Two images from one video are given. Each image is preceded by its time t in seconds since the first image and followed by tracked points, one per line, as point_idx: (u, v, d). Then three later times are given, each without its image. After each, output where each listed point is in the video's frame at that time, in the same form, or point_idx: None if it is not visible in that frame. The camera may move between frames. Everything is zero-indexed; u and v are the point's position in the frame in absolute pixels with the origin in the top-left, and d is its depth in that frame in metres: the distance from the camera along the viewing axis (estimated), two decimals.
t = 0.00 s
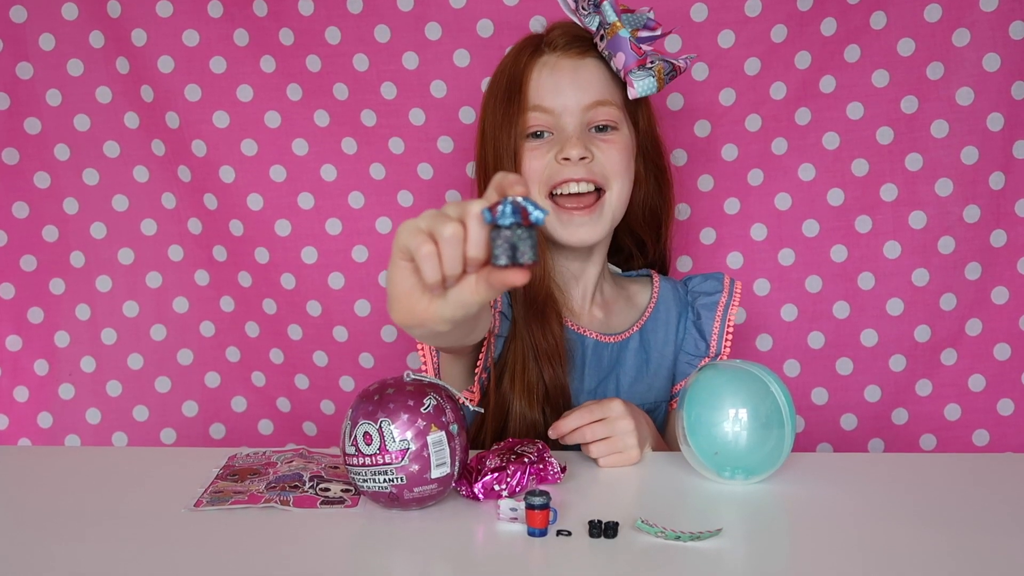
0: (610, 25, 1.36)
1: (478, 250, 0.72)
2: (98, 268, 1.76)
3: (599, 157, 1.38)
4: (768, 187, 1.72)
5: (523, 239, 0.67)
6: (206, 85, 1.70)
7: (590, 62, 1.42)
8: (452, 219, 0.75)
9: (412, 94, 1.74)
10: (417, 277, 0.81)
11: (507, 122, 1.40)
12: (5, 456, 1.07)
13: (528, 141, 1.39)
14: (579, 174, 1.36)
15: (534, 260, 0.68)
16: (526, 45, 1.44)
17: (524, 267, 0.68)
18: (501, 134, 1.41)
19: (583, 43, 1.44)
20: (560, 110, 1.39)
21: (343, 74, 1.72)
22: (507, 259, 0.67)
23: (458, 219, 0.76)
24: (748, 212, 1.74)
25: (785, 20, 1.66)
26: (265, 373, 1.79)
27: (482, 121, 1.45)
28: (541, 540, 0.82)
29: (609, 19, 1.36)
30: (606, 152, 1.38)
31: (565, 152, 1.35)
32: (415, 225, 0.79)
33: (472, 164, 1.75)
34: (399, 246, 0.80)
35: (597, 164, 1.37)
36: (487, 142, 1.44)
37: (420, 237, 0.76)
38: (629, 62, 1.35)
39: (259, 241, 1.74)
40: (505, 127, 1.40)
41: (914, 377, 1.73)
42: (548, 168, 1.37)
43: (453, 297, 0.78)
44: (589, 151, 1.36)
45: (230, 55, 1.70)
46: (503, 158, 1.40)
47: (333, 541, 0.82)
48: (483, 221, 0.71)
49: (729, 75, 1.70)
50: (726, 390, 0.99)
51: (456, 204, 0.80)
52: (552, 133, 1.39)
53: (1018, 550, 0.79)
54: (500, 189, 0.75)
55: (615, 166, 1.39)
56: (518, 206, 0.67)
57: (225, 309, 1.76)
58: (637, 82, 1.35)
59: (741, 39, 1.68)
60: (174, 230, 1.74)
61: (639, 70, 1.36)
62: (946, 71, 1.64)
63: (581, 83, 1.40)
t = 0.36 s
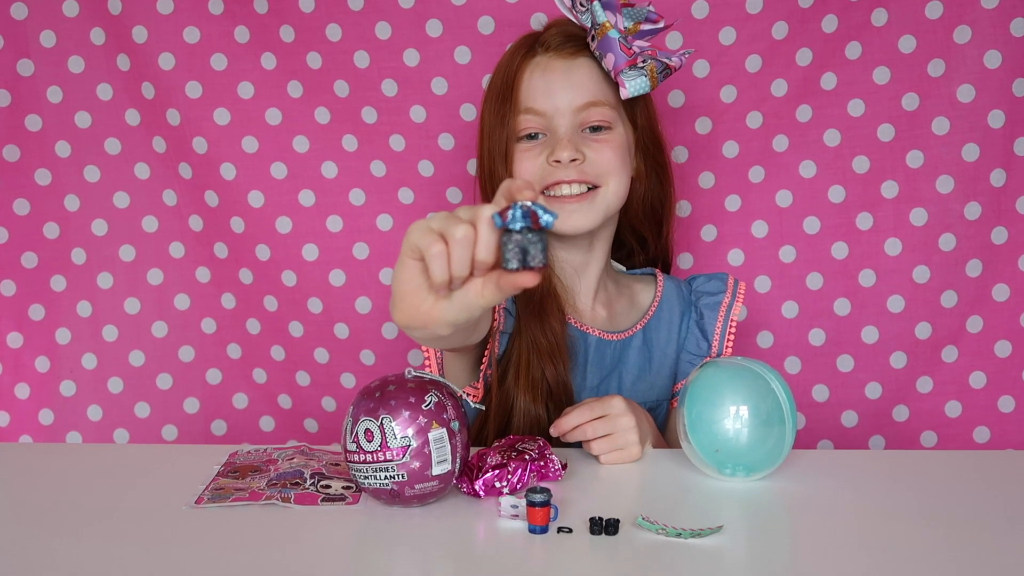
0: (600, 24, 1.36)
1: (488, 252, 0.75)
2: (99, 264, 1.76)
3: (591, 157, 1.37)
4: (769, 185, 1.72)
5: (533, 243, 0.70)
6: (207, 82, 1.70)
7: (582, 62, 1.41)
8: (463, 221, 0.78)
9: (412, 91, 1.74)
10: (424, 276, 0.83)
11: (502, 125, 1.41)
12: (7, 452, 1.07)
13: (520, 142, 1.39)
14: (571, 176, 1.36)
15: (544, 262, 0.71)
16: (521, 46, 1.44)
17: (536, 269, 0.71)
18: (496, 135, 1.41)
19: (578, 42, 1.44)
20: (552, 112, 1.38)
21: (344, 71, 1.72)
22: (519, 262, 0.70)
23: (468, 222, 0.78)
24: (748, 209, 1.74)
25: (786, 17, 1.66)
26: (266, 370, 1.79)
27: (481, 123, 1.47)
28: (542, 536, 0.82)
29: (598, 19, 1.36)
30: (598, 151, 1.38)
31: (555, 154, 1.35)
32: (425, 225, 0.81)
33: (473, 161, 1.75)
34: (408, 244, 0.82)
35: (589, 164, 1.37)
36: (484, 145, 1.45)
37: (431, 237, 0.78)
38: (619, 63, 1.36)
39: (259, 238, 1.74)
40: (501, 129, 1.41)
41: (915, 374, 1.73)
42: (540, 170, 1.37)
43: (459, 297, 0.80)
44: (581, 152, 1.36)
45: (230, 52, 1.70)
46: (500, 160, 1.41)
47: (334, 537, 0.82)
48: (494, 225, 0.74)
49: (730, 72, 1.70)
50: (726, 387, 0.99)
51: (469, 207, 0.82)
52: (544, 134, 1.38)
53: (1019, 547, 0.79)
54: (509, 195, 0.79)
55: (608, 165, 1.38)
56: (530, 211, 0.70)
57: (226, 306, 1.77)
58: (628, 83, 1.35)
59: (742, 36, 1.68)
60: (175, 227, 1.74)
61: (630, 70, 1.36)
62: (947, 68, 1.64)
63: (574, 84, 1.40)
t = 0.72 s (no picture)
0: (602, 24, 1.36)
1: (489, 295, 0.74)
2: (99, 264, 1.76)
3: (586, 157, 1.37)
4: (769, 184, 1.72)
5: (534, 286, 0.70)
6: (207, 82, 1.70)
7: (581, 61, 1.41)
8: (464, 263, 0.78)
9: (412, 90, 1.74)
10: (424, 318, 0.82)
11: (499, 120, 1.41)
12: (7, 452, 1.07)
13: (517, 138, 1.39)
14: (565, 174, 1.35)
15: (543, 306, 0.71)
16: (523, 42, 1.44)
17: (535, 313, 0.71)
18: (493, 130, 1.42)
19: (578, 42, 1.44)
20: (549, 109, 1.38)
21: (344, 70, 1.72)
22: (518, 305, 0.70)
23: (470, 264, 0.78)
24: (748, 208, 1.74)
25: (787, 16, 1.66)
26: (266, 370, 1.79)
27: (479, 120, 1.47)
28: (542, 536, 0.82)
29: (601, 18, 1.36)
30: (593, 152, 1.37)
31: (550, 152, 1.35)
32: (426, 268, 0.81)
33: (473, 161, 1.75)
34: (410, 289, 0.82)
35: (584, 164, 1.36)
36: (482, 141, 1.45)
37: (431, 282, 0.78)
38: (619, 64, 1.35)
39: (259, 237, 1.74)
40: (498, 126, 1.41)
41: (915, 373, 1.73)
42: (535, 168, 1.36)
43: (462, 340, 0.78)
44: (576, 151, 1.36)
45: (230, 51, 1.70)
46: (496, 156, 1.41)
47: (334, 537, 0.82)
48: (494, 268, 0.73)
49: (730, 71, 1.70)
50: (726, 386, 0.99)
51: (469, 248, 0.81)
52: (541, 131, 1.38)
53: (1019, 547, 0.79)
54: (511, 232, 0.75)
55: (602, 167, 1.38)
56: (529, 253, 0.70)
57: (226, 306, 1.77)
58: (628, 84, 1.35)
59: (742, 35, 1.68)
60: (176, 227, 1.74)
61: (629, 71, 1.36)
62: (948, 67, 1.64)
63: (572, 83, 1.40)
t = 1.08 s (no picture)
0: (620, 28, 1.37)
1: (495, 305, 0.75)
2: (99, 264, 1.76)
3: (597, 157, 1.37)
4: (769, 184, 1.72)
5: (539, 295, 0.72)
6: (207, 81, 1.70)
7: (597, 63, 1.41)
8: (469, 274, 0.78)
9: (412, 90, 1.74)
10: (433, 330, 0.85)
11: (510, 114, 1.40)
12: (6, 451, 1.07)
13: (527, 135, 1.39)
14: (575, 172, 1.36)
15: (549, 314, 0.73)
16: (536, 39, 1.43)
17: (541, 321, 0.73)
18: (503, 127, 1.40)
19: (592, 43, 1.43)
20: (562, 107, 1.38)
21: (343, 70, 1.72)
22: (524, 314, 0.72)
23: (474, 274, 0.78)
24: (749, 208, 1.74)
25: (787, 16, 1.66)
26: (266, 369, 1.79)
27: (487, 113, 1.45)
28: (542, 536, 0.82)
29: (620, 22, 1.37)
30: (604, 152, 1.37)
31: (562, 150, 1.35)
32: (432, 280, 0.82)
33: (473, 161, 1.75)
34: (418, 300, 0.83)
35: (595, 164, 1.36)
36: (488, 135, 1.44)
37: (437, 293, 0.79)
38: (636, 69, 1.37)
39: (259, 237, 1.74)
40: (508, 120, 1.40)
41: (915, 373, 1.73)
42: (545, 164, 1.37)
43: (469, 350, 0.80)
44: (588, 151, 1.35)
45: (230, 51, 1.70)
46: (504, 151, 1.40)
47: (334, 537, 0.82)
48: (500, 277, 0.75)
49: (730, 71, 1.69)
50: (726, 386, 0.99)
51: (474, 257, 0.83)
52: (552, 128, 1.38)
53: (1019, 546, 0.79)
54: (516, 243, 0.76)
55: (613, 167, 1.38)
56: (535, 262, 0.72)
57: (226, 306, 1.76)
58: (643, 88, 1.36)
59: (742, 35, 1.68)
60: (175, 226, 1.73)
61: (645, 76, 1.37)
62: (948, 67, 1.64)
63: (585, 82, 1.39)
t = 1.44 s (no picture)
0: (628, 38, 1.36)
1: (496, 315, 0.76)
2: (98, 269, 1.76)
3: (601, 167, 1.37)
4: (769, 189, 1.72)
5: (539, 305, 0.72)
6: (207, 87, 1.70)
7: (602, 71, 1.41)
8: (467, 284, 0.78)
9: (412, 96, 1.74)
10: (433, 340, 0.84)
11: (514, 122, 1.40)
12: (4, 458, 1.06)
13: (532, 143, 1.39)
14: (579, 182, 1.36)
15: (549, 324, 0.72)
16: (541, 47, 1.43)
17: (540, 331, 0.73)
18: (507, 134, 1.40)
19: (598, 50, 1.43)
20: (567, 116, 1.38)
21: (343, 75, 1.72)
22: (524, 324, 0.72)
23: (474, 285, 0.79)
24: (749, 213, 1.74)
25: (786, 21, 1.66)
26: (265, 375, 1.79)
27: (489, 119, 1.45)
28: (542, 541, 0.81)
29: (627, 31, 1.36)
30: (608, 161, 1.38)
31: (567, 159, 1.35)
32: (431, 289, 0.81)
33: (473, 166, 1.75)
34: (418, 310, 0.83)
35: (599, 174, 1.37)
36: (491, 141, 1.44)
37: (436, 303, 0.79)
38: (642, 79, 1.37)
39: (259, 243, 1.74)
40: (511, 128, 1.40)
41: (915, 379, 1.73)
42: (549, 173, 1.37)
43: (470, 359, 0.80)
44: (592, 160, 1.36)
45: (230, 57, 1.70)
46: (507, 158, 1.40)
47: (334, 542, 0.81)
48: (499, 287, 0.75)
49: (729, 76, 1.70)
50: (726, 391, 0.99)
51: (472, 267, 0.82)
52: (557, 137, 1.38)
53: (1019, 552, 0.79)
54: (516, 252, 0.78)
55: (617, 177, 1.39)
56: (534, 273, 0.72)
57: (225, 312, 1.76)
58: (649, 99, 1.37)
59: (742, 41, 1.68)
60: (175, 232, 1.73)
61: (651, 86, 1.37)
62: (947, 72, 1.64)
63: (591, 91, 1.39)
